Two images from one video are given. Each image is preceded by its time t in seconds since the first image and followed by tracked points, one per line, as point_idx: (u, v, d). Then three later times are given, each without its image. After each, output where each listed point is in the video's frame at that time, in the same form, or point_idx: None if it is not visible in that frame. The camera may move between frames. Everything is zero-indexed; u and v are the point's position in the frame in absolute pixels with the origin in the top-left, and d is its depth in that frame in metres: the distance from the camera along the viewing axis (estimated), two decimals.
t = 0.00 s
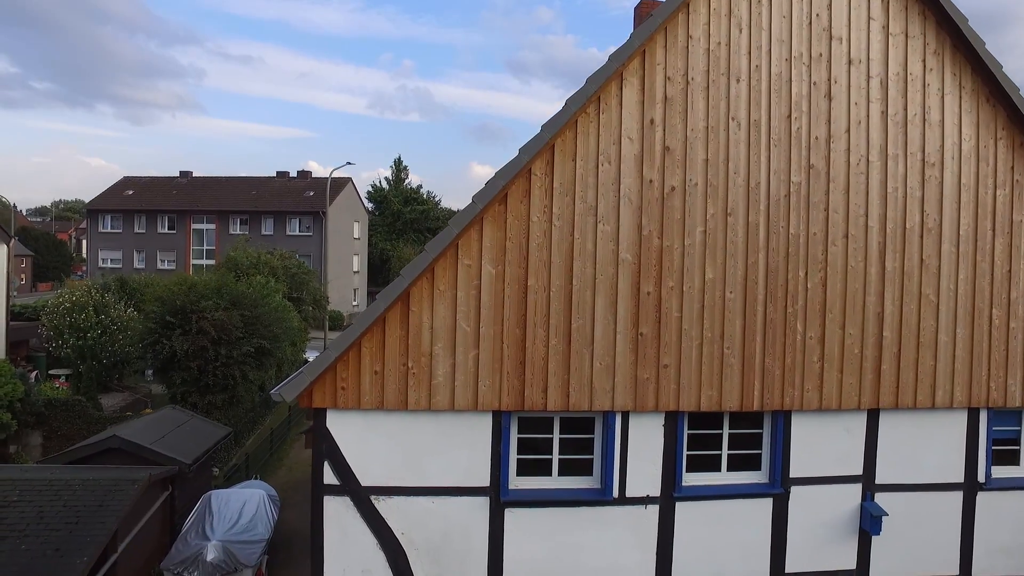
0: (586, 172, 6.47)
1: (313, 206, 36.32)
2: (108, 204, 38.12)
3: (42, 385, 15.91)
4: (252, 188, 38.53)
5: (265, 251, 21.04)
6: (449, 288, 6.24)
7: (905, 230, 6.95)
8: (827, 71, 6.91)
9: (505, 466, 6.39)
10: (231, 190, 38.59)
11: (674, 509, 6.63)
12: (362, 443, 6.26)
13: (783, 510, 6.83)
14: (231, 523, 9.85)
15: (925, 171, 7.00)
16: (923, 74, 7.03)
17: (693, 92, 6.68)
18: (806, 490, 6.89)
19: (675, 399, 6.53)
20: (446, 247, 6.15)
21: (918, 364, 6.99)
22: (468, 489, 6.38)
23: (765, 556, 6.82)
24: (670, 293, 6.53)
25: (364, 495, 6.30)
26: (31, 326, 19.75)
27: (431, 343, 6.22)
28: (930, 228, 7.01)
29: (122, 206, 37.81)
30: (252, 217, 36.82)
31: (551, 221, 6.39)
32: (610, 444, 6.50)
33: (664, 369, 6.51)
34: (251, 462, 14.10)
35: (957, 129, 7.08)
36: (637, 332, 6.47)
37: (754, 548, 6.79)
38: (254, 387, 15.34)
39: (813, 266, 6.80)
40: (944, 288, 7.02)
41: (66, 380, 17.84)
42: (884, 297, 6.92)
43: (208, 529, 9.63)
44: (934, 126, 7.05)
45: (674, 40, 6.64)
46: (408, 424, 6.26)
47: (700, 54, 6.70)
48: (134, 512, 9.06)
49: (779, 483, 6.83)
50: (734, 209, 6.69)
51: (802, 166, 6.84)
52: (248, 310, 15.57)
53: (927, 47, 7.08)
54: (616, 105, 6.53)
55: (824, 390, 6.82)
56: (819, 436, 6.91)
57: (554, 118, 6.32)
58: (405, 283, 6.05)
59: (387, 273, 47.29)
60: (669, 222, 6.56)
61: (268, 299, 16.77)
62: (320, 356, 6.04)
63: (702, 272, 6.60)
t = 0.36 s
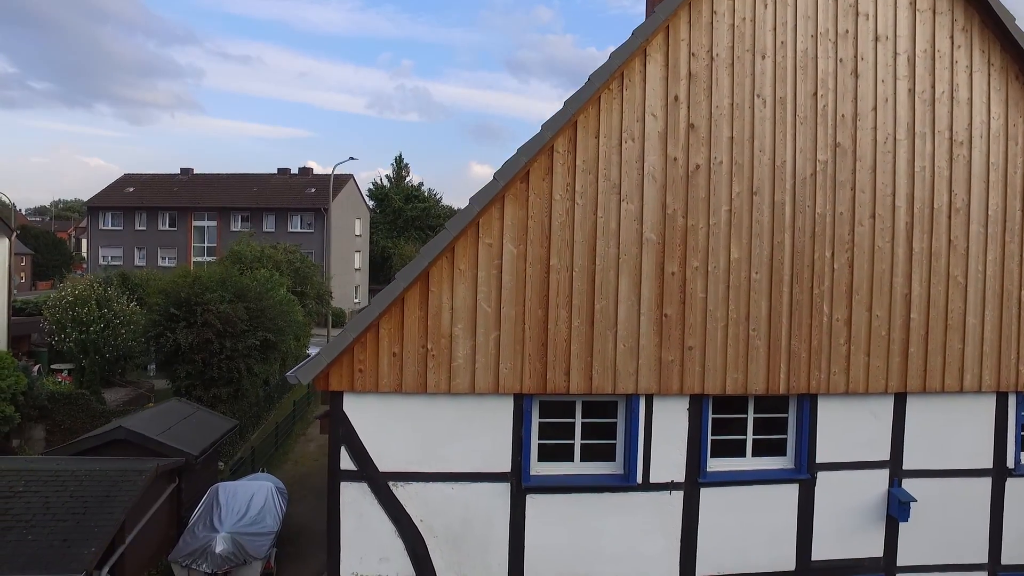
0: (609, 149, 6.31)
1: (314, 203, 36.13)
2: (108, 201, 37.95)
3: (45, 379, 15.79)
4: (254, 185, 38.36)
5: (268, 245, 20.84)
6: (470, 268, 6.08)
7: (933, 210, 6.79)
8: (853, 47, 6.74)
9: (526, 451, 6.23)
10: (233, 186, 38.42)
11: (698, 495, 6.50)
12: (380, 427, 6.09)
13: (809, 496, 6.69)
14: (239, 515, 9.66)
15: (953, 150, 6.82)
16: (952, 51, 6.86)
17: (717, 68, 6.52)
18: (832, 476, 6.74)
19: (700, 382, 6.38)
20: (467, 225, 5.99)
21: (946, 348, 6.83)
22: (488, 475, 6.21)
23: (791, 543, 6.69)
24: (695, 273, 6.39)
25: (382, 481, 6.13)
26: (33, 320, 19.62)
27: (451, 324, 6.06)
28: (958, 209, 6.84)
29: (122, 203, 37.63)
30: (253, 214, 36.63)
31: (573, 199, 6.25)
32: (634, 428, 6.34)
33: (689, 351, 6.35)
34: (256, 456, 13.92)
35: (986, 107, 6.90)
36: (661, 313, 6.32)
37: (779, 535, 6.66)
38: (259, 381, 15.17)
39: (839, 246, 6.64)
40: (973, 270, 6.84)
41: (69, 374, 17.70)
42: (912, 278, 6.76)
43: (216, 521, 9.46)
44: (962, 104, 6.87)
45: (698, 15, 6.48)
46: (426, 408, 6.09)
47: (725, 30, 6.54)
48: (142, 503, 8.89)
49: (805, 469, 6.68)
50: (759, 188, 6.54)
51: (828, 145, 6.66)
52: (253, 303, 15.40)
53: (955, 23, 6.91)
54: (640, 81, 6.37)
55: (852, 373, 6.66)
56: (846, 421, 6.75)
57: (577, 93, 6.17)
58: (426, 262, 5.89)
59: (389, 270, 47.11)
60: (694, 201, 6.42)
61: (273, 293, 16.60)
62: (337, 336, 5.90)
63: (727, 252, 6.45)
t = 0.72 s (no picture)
0: (624, 124, 6.13)
1: (314, 199, 35.93)
2: (107, 198, 37.73)
3: (43, 373, 15.61)
4: (253, 182, 38.17)
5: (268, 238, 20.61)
6: (481, 245, 5.89)
7: (955, 188, 6.60)
8: (874, 21, 6.55)
9: (539, 435, 6.03)
10: (232, 184, 38.20)
11: (715, 480, 6.31)
12: (387, 410, 5.88)
13: (829, 482, 6.50)
14: (240, 507, 9.46)
15: (976, 127, 6.64)
16: (975, 24, 6.68)
17: (735, 41, 6.33)
18: (852, 462, 6.55)
19: (718, 364, 6.20)
20: (478, 200, 5.81)
21: (969, 329, 6.64)
22: (499, 460, 6.01)
23: (810, 530, 6.50)
24: (712, 252, 6.22)
25: (390, 466, 5.92)
26: (31, 315, 19.40)
27: (461, 303, 5.87)
28: (981, 186, 6.65)
29: (122, 200, 37.42)
30: (253, 211, 36.42)
31: (588, 175, 6.06)
32: (650, 412, 6.14)
33: (706, 332, 6.18)
34: (257, 449, 13.71)
35: (1009, 82, 6.72)
36: (678, 292, 6.15)
37: (798, 521, 6.47)
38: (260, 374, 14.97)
39: (860, 225, 6.45)
40: (996, 249, 6.66)
41: (67, 369, 17.49)
42: (934, 258, 6.57)
43: (216, 512, 9.26)
44: (985, 79, 6.69)
45: None
46: (436, 390, 5.89)
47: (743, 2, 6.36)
48: (141, 494, 8.69)
49: (824, 454, 6.49)
50: (778, 164, 6.36)
51: (848, 120, 6.48)
52: (254, 295, 15.21)
53: None
54: (655, 53, 6.18)
55: (873, 355, 6.47)
56: (867, 404, 6.55)
57: (591, 65, 5.99)
58: (436, 238, 5.70)
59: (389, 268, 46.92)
60: (711, 177, 6.25)
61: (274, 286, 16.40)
62: (345, 315, 5.70)
63: (745, 229, 6.28)
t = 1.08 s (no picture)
0: (631, 96, 5.93)
1: (313, 195, 35.73)
2: (104, 194, 37.49)
3: (36, 365, 15.39)
4: (252, 179, 37.95)
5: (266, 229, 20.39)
6: (483, 220, 5.70)
7: (971, 164, 6.41)
8: None
9: (543, 418, 5.82)
10: (230, 180, 37.96)
11: (725, 465, 6.11)
12: (386, 392, 5.67)
13: (842, 467, 6.31)
14: (236, 498, 9.24)
15: (993, 102, 6.44)
16: None
17: (745, 12, 6.13)
18: (866, 447, 6.35)
19: (728, 345, 6.01)
20: (480, 174, 5.62)
21: (986, 311, 6.45)
22: (502, 444, 5.81)
23: (822, 518, 6.31)
24: (721, 229, 6.03)
25: (389, 450, 5.71)
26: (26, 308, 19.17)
27: (463, 280, 5.67)
28: (998, 163, 6.46)
29: (119, 196, 37.17)
30: (251, 207, 36.19)
31: (593, 149, 5.87)
32: (657, 394, 5.94)
33: (715, 312, 5.99)
34: (254, 442, 13.51)
35: None
36: (687, 270, 5.96)
37: (810, 508, 6.28)
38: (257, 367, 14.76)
39: (873, 202, 6.25)
40: (1013, 228, 6.46)
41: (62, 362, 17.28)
42: (949, 236, 6.37)
43: (211, 503, 9.03)
44: (1002, 53, 6.49)
45: None
46: (437, 370, 5.68)
47: None
48: (134, 484, 8.47)
49: (837, 438, 6.29)
50: (789, 139, 6.17)
51: (862, 94, 6.28)
52: (251, 287, 14.99)
53: None
54: (663, 24, 5.98)
55: (887, 336, 6.27)
56: (881, 388, 6.35)
57: (598, 35, 5.79)
58: (437, 212, 5.51)
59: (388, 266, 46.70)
60: (720, 152, 6.06)
61: (271, 278, 16.19)
62: (342, 293, 5.50)
63: (756, 206, 6.09)
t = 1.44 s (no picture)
0: (642, 68, 5.70)
1: (310, 191, 35.48)
2: (100, 191, 37.16)
3: (28, 359, 15.10)
4: (249, 175, 37.65)
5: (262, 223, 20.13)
6: (488, 196, 5.48)
7: (993, 141, 6.19)
8: None
9: (551, 402, 5.59)
10: (227, 176, 37.65)
11: (739, 452, 5.88)
12: (387, 375, 5.43)
13: (859, 454, 6.09)
14: (231, 490, 8.99)
15: (1015, 76, 6.23)
16: None
17: None
18: (883, 433, 6.13)
19: (742, 326, 5.79)
20: (486, 147, 5.39)
21: (1007, 292, 6.23)
22: (508, 430, 5.57)
23: (839, 507, 6.09)
24: (735, 206, 5.81)
25: (390, 436, 5.47)
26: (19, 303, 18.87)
27: (467, 258, 5.44)
28: (1020, 140, 6.24)
29: (114, 192, 36.84)
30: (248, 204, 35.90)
31: (603, 122, 5.64)
32: (669, 378, 5.71)
33: (729, 292, 5.77)
34: (250, 437, 13.26)
35: None
36: (699, 249, 5.75)
37: (826, 496, 6.06)
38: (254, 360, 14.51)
39: (892, 179, 6.03)
40: None
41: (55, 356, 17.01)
42: (970, 215, 6.15)
43: (205, 496, 8.78)
44: None
45: None
46: (440, 352, 5.45)
47: None
48: (125, 476, 8.21)
49: (854, 424, 6.07)
50: (805, 113, 5.94)
51: (880, 67, 6.05)
52: (247, 279, 14.74)
53: None
54: None
55: (906, 318, 6.05)
56: (900, 372, 6.13)
57: (607, 3, 5.56)
58: (440, 186, 5.28)
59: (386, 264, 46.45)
60: (734, 126, 5.84)
61: (268, 271, 15.93)
62: (342, 270, 5.26)
63: (771, 182, 5.87)
